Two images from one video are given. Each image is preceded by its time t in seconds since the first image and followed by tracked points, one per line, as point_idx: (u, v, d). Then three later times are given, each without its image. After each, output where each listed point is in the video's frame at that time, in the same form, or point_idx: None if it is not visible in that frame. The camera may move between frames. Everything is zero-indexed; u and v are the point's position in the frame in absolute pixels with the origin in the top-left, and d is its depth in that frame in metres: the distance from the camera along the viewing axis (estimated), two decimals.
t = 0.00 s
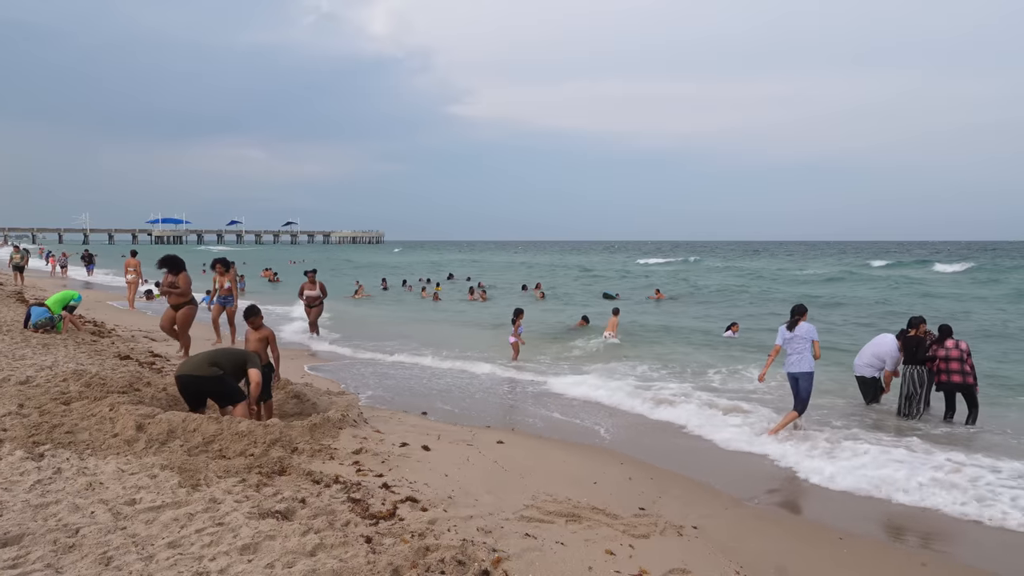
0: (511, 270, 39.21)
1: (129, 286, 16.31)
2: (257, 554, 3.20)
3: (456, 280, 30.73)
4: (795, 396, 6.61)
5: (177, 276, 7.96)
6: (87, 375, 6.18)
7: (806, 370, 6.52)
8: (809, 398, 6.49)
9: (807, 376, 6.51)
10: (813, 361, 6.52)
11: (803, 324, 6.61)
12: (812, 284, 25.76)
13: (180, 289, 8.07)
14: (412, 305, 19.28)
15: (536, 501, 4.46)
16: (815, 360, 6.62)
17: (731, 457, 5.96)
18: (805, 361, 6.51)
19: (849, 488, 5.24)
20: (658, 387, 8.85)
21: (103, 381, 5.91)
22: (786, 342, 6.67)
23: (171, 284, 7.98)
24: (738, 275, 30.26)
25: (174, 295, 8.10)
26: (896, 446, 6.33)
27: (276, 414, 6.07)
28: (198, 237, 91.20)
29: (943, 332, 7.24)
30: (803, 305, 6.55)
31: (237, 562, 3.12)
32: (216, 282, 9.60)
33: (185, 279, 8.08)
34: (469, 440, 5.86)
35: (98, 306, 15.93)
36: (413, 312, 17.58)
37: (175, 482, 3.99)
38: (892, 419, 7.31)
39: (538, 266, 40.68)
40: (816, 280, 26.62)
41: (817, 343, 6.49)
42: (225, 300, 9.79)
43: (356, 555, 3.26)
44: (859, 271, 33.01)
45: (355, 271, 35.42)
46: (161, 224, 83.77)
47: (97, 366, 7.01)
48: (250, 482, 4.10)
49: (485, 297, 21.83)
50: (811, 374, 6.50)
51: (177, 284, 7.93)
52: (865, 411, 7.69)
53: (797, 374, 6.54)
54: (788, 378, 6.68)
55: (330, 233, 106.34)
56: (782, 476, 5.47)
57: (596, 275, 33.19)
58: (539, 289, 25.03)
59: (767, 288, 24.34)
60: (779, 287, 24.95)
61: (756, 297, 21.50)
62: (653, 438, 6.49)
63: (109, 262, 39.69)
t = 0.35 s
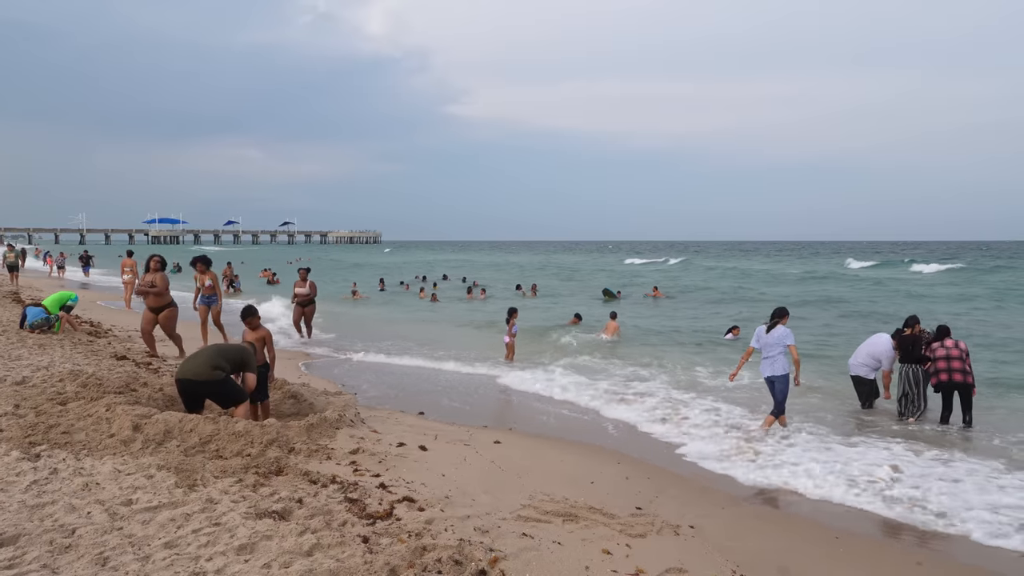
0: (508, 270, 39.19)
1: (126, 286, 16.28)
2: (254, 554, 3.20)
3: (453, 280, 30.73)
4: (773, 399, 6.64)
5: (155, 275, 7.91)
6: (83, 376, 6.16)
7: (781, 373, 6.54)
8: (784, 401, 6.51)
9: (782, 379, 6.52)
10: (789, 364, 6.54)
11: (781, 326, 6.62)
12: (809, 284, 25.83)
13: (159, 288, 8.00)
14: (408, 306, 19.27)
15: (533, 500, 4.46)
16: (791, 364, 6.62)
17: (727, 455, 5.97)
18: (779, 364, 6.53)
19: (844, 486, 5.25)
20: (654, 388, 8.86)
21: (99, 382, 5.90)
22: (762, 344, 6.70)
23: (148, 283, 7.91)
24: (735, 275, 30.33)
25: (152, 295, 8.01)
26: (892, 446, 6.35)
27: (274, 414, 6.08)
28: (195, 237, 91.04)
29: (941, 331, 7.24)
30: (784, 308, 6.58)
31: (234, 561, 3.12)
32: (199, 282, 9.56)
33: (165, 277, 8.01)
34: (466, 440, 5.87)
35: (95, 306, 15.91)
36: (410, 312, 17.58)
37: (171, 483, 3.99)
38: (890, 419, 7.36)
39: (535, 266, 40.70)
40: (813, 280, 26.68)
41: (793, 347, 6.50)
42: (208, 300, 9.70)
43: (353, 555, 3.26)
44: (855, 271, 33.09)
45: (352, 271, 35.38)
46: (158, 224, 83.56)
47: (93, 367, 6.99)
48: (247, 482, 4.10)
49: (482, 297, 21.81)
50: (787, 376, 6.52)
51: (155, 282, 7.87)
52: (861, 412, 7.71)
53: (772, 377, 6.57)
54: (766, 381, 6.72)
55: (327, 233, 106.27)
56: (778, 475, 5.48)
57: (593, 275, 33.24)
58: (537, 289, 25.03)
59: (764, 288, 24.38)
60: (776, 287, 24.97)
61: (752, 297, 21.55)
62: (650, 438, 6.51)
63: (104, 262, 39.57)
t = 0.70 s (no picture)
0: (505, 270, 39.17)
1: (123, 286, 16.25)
2: (251, 554, 3.21)
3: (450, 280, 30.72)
4: (752, 392, 6.68)
5: (141, 272, 7.89)
6: (80, 376, 6.16)
7: (760, 366, 6.58)
8: (763, 394, 6.56)
9: (762, 372, 6.56)
10: (769, 358, 6.58)
11: (765, 321, 6.66)
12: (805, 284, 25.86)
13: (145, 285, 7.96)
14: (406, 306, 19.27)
15: (531, 500, 4.47)
16: (771, 357, 6.66)
17: (724, 454, 5.98)
18: (760, 357, 6.57)
19: (841, 486, 5.26)
20: (651, 388, 8.88)
21: (96, 382, 5.90)
22: (745, 336, 6.74)
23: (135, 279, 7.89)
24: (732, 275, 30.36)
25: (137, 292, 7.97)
26: (888, 446, 6.36)
27: (271, 414, 6.08)
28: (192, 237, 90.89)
29: (941, 330, 7.26)
30: (769, 307, 6.59)
31: (231, 561, 3.12)
32: (187, 284, 9.51)
33: (152, 274, 7.99)
34: (464, 440, 5.87)
35: (91, 307, 15.87)
36: (407, 312, 17.58)
37: (169, 483, 3.99)
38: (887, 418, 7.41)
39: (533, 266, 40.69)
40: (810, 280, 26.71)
41: (774, 341, 6.53)
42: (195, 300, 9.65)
43: (350, 554, 3.26)
44: (852, 271, 33.14)
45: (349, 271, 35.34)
46: (155, 224, 83.40)
47: (90, 367, 6.99)
48: (244, 482, 4.11)
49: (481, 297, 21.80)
50: (766, 369, 6.55)
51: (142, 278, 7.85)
52: (857, 412, 7.73)
53: (752, 370, 6.61)
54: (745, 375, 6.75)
55: (324, 233, 106.19)
56: (774, 474, 5.49)
57: (591, 275, 33.23)
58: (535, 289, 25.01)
59: (761, 288, 24.40)
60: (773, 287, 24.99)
61: (749, 297, 21.58)
62: (647, 437, 6.51)
63: (100, 262, 39.45)
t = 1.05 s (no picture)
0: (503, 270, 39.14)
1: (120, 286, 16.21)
2: (249, 554, 3.21)
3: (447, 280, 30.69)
4: (740, 391, 6.70)
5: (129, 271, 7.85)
6: (78, 376, 6.15)
7: (746, 365, 6.59)
8: (751, 393, 6.57)
9: (747, 371, 6.57)
10: (754, 357, 6.59)
11: (750, 320, 6.67)
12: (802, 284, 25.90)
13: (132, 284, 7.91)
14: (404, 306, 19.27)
15: (528, 500, 4.48)
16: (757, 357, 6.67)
17: (720, 453, 5.99)
18: (743, 356, 6.59)
19: (837, 485, 5.27)
20: (648, 387, 8.89)
21: (94, 382, 5.90)
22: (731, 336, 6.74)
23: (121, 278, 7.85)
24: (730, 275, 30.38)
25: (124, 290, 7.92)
26: (884, 445, 6.39)
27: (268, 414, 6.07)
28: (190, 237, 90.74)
29: (941, 330, 7.27)
30: (755, 306, 6.57)
31: (229, 561, 3.13)
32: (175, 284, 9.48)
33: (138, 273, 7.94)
34: (461, 440, 5.87)
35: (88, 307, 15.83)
36: (404, 312, 17.57)
37: (166, 483, 3.99)
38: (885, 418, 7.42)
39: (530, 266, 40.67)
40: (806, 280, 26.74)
41: (758, 340, 6.55)
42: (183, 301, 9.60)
43: (348, 554, 3.27)
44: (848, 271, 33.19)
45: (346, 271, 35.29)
46: (152, 224, 83.25)
47: (88, 367, 6.98)
48: (241, 482, 4.11)
49: (479, 297, 21.77)
50: (752, 368, 6.57)
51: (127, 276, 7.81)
52: (854, 412, 7.74)
53: (737, 369, 6.62)
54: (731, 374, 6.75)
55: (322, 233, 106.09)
56: (770, 473, 5.50)
57: (588, 275, 33.21)
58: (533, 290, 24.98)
59: (758, 288, 24.43)
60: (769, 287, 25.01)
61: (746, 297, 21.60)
62: (645, 436, 6.52)
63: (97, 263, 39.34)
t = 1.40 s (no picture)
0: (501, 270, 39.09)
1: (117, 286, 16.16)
2: (247, 555, 3.21)
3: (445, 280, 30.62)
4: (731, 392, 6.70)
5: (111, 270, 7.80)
6: (74, 377, 6.14)
7: (738, 366, 6.60)
8: (741, 394, 6.58)
9: (739, 372, 6.58)
10: (747, 358, 6.60)
11: (741, 320, 6.66)
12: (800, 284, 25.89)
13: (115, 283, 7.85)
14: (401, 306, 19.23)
15: (526, 500, 4.48)
16: (749, 358, 6.68)
17: (717, 451, 6.00)
18: (737, 357, 6.58)
19: (834, 483, 5.28)
20: (646, 386, 8.89)
21: (90, 383, 5.88)
22: (723, 337, 6.73)
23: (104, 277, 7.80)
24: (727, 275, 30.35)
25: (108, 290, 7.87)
26: (881, 443, 6.40)
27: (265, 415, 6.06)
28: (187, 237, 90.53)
29: (941, 330, 7.29)
30: (744, 303, 6.55)
31: (227, 563, 3.12)
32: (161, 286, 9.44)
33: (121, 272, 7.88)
34: (459, 441, 5.87)
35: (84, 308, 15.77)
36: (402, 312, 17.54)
37: (164, 484, 3.98)
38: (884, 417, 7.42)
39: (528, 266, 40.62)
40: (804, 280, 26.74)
41: (750, 341, 6.55)
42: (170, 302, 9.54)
43: (346, 555, 3.27)
44: (846, 271, 33.21)
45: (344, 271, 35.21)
46: (149, 224, 83.02)
47: (84, 368, 6.95)
48: (239, 483, 4.10)
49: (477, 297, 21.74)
50: (744, 369, 6.58)
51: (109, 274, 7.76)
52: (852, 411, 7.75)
53: (729, 370, 6.62)
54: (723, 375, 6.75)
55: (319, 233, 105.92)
56: (767, 471, 5.51)
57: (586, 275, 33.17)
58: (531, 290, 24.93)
59: (755, 288, 24.43)
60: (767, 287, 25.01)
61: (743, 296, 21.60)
62: (643, 434, 6.51)
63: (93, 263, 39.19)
